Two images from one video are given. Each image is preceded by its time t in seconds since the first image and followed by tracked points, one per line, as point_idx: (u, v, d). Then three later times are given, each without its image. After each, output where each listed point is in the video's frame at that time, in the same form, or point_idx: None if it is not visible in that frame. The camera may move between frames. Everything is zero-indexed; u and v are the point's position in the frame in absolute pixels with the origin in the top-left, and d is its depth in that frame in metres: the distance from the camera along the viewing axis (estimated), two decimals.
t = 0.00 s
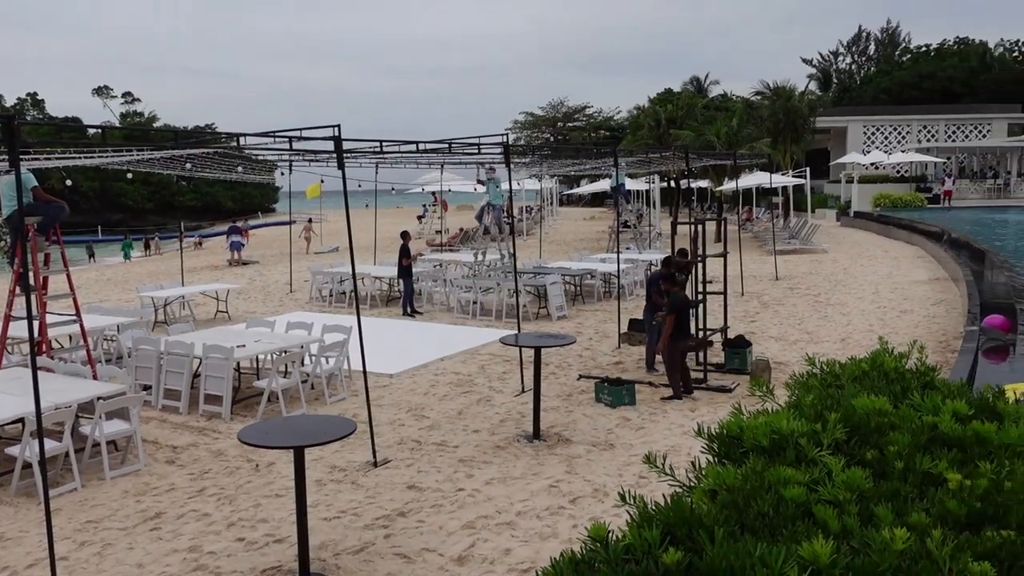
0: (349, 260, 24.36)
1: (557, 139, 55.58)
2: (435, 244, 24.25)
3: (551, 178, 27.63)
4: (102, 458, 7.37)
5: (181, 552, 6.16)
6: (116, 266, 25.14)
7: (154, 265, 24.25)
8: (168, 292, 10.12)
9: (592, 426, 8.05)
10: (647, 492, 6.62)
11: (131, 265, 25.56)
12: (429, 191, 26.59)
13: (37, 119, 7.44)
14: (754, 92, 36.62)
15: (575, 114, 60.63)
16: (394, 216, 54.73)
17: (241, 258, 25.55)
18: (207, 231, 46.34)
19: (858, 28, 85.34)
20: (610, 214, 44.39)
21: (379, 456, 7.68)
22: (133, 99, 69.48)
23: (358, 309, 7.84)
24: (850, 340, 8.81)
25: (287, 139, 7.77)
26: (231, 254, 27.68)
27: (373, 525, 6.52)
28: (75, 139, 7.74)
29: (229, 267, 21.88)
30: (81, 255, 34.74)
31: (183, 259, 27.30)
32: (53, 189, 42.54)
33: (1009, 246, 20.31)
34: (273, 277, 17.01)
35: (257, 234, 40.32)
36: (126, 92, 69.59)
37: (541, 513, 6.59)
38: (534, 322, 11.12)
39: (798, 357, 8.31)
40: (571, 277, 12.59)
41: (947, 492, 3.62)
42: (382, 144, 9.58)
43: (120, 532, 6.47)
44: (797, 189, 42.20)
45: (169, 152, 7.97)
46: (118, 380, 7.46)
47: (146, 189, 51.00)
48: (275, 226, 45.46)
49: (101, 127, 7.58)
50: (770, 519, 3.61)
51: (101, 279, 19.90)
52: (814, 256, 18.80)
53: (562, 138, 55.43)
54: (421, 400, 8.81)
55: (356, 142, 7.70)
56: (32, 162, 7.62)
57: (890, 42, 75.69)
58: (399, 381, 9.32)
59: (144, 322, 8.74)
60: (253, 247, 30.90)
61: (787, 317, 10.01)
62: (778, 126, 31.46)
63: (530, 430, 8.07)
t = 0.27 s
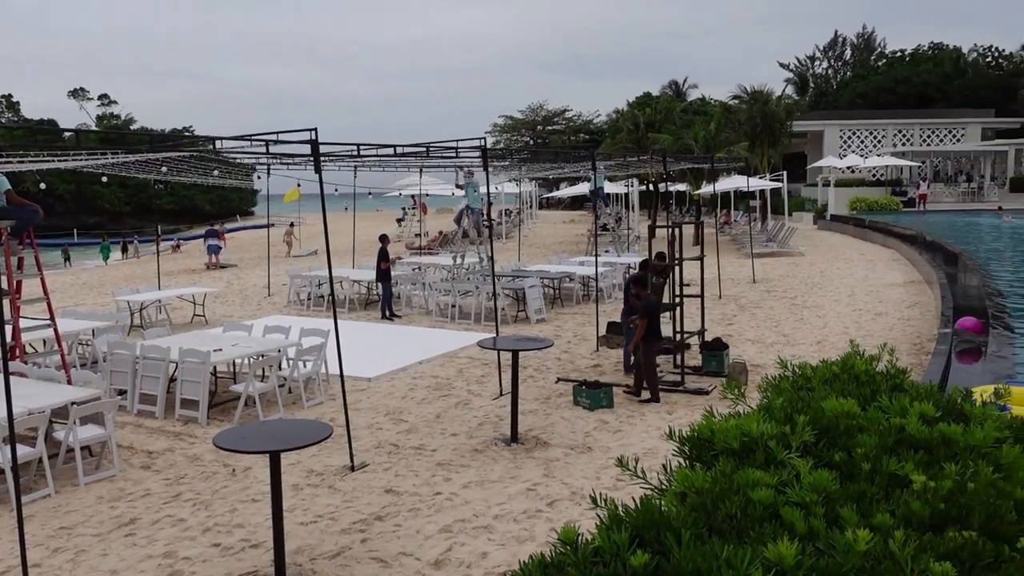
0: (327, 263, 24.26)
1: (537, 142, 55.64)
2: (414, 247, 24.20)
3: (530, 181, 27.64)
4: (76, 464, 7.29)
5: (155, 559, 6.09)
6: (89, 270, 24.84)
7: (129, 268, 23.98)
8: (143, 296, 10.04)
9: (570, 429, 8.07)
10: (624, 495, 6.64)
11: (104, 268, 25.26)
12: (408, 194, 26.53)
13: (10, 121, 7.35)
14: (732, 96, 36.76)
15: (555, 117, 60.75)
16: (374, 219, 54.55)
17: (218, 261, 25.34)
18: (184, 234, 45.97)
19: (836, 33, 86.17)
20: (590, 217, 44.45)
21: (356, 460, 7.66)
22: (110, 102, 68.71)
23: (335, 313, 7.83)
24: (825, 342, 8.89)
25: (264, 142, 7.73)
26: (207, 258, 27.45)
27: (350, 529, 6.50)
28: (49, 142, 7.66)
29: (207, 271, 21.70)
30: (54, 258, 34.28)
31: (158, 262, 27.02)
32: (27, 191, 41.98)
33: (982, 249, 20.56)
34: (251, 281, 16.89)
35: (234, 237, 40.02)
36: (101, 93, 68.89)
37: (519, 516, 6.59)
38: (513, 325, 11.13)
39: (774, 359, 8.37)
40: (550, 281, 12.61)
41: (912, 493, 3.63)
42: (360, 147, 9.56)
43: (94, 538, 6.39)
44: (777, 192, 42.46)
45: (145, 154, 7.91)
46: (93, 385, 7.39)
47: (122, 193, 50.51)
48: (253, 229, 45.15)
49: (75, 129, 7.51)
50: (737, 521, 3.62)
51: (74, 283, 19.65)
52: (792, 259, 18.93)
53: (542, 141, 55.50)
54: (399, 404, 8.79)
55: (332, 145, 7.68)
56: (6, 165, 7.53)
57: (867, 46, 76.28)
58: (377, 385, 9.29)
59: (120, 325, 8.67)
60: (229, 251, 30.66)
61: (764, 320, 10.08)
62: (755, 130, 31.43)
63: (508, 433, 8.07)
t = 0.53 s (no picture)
0: (312, 267, 24.25)
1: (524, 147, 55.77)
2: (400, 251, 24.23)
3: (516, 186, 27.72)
4: (58, 468, 7.26)
5: (137, 563, 6.05)
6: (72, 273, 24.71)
7: (113, 272, 23.88)
8: (128, 299, 10.02)
9: (555, 434, 8.07)
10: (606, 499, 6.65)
11: (86, 272, 25.13)
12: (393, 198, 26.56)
13: None
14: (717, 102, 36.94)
15: (542, 123, 60.94)
16: (362, 223, 54.57)
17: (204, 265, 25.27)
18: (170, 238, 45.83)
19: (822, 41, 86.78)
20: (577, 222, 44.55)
21: (340, 464, 7.65)
22: (97, 105, 68.43)
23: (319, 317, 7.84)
24: (809, 347, 8.93)
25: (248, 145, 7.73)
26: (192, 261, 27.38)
27: (333, 534, 6.47)
28: (34, 145, 7.65)
29: (192, 274, 21.67)
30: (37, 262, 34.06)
31: (142, 266, 26.91)
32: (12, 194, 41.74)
33: (963, 255, 20.75)
34: (236, 284, 16.87)
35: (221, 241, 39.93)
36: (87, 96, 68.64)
37: (501, 520, 6.58)
38: (498, 329, 11.15)
39: (758, 364, 8.41)
40: (536, 285, 12.65)
41: (881, 497, 3.61)
42: (346, 152, 9.57)
43: (75, 543, 6.34)
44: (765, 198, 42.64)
45: (130, 158, 7.90)
46: (76, 389, 7.36)
47: (108, 196, 50.32)
48: (241, 233, 45.10)
49: (59, 132, 7.48)
50: (708, 525, 3.61)
51: (57, 286, 19.54)
52: (777, 264, 19.02)
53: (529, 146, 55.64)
54: (384, 408, 8.79)
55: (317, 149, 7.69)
56: None
57: (852, 53, 76.85)
58: (362, 389, 9.29)
59: (103, 329, 8.64)
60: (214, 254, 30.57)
61: (748, 325, 10.12)
62: (740, 136, 32.28)
63: (492, 438, 8.08)
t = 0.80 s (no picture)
0: (305, 272, 24.30)
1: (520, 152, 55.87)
2: (395, 256, 24.27)
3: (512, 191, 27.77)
4: (49, 473, 7.27)
5: (126, 568, 6.03)
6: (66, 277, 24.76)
7: (108, 276, 23.92)
8: (123, 304, 10.05)
9: (547, 438, 8.05)
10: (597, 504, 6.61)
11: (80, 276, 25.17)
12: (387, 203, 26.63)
13: None
14: (711, 107, 36.93)
15: (538, 128, 61.08)
16: (359, 229, 54.69)
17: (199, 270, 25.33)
18: (168, 243, 45.92)
19: (819, 47, 86.93)
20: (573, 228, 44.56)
21: (332, 469, 7.65)
22: (95, 110, 68.50)
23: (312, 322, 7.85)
24: (803, 352, 8.91)
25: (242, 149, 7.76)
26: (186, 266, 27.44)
27: (323, 538, 6.44)
28: (28, 150, 7.68)
29: (188, 279, 21.71)
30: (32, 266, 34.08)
31: (137, 270, 26.97)
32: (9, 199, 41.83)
33: (954, 260, 20.78)
34: (231, 289, 16.91)
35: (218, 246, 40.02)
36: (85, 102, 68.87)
37: (492, 524, 6.55)
38: (492, 334, 11.16)
39: (752, 368, 8.38)
40: (530, 290, 12.65)
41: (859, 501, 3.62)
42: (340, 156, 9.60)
43: (65, 547, 6.33)
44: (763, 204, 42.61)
45: (124, 162, 7.93)
46: (68, 394, 7.38)
47: (105, 202, 50.42)
48: (238, 238, 45.20)
49: (53, 137, 7.51)
50: (686, 529, 3.60)
51: (51, 291, 19.58)
52: (771, 269, 19.01)
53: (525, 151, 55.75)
54: (376, 413, 8.80)
55: (310, 154, 7.71)
56: None
57: (849, 59, 76.84)
58: (355, 394, 9.29)
59: (97, 334, 8.67)
60: (209, 259, 30.61)
61: (742, 330, 10.10)
62: (735, 142, 32.34)
63: (485, 442, 8.06)
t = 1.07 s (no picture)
0: (313, 274, 24.42)
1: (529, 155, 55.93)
2: (403, 259, 24.35)
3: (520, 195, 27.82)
4: (58, 474, 7.36)
5: (133, 568, 6.07)
6: (75, 279, 24.98)
7: (118, 279, 24.13)
8: (133, 306, 10.16)
9: (553, 441, 8.05)
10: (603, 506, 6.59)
11: (90, 279, 25.39)
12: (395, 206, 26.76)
13: None
14: (722, 110, 36.78)
15: (547, 131, 61.15)
16: (369, 232, 54.93)
17: (209, 272, 25.49)
18: (179, 246, 46.30)
19: (831, 50, 86.53)
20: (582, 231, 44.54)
21: (338, 470, 7.68)
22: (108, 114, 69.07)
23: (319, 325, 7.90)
24: (811, 356, 8.85)
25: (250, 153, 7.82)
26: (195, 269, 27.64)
27: (329, 540, 6.46)
28: (39, 154, 7.78)
29: (197, 281, 21.87)
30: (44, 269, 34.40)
31: (147, 273, 27.19)
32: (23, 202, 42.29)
33: (966, 264, 20.60)
34: (239, 292, 17.03)
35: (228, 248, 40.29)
36: (99, 106, 69.61)
37: (497, 527, 6.54)
38: (499, 337, 11.18)
39: (760, 372, 8.34)
40: (538, 293, 12.68)
41: (857, 504, 3.61)
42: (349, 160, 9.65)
43: (73, 548, 6.39)
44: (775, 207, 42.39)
45: (134, 166, 8.02)
46: (77, 395, 7.47)
47: (118, 204, 50.88)
48: (248, 241, 45.51)
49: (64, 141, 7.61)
50: (682, 531, 3.59)
51: (62, 293, 19.79)
52: (780, 272, 18.92)
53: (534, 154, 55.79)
54: (383, 415, 8.83)
55: (317, 157, 7.77)
56: None
57: (859, 62, 76.36)
58: (362, 396, 9.33)
59: (106, 336, 8.77)
60: (218, 262, 30.83)
61: (751, 333, 10.06)
62: (745, 145, 31.94)
63: (491, 445, 8.08)
